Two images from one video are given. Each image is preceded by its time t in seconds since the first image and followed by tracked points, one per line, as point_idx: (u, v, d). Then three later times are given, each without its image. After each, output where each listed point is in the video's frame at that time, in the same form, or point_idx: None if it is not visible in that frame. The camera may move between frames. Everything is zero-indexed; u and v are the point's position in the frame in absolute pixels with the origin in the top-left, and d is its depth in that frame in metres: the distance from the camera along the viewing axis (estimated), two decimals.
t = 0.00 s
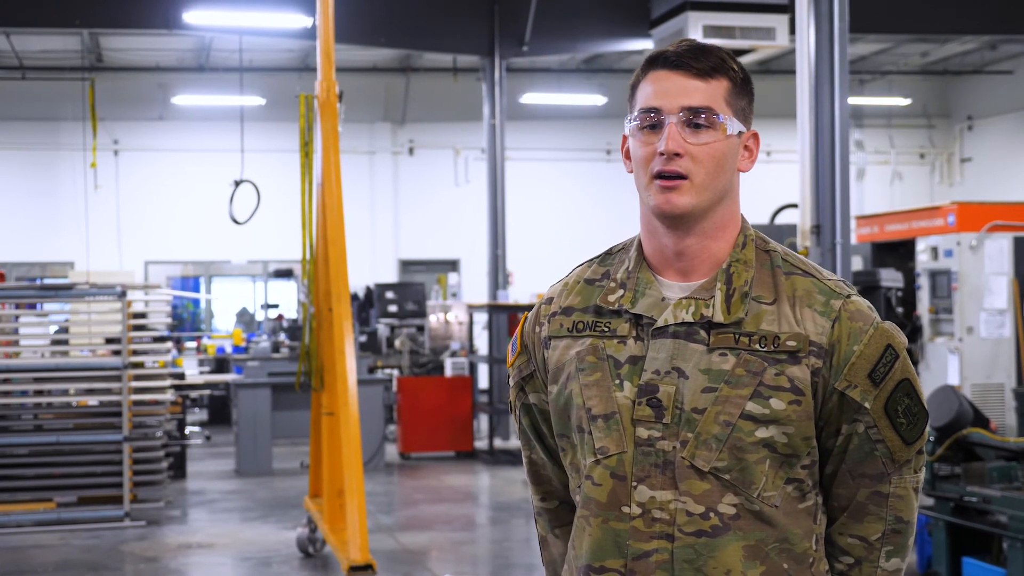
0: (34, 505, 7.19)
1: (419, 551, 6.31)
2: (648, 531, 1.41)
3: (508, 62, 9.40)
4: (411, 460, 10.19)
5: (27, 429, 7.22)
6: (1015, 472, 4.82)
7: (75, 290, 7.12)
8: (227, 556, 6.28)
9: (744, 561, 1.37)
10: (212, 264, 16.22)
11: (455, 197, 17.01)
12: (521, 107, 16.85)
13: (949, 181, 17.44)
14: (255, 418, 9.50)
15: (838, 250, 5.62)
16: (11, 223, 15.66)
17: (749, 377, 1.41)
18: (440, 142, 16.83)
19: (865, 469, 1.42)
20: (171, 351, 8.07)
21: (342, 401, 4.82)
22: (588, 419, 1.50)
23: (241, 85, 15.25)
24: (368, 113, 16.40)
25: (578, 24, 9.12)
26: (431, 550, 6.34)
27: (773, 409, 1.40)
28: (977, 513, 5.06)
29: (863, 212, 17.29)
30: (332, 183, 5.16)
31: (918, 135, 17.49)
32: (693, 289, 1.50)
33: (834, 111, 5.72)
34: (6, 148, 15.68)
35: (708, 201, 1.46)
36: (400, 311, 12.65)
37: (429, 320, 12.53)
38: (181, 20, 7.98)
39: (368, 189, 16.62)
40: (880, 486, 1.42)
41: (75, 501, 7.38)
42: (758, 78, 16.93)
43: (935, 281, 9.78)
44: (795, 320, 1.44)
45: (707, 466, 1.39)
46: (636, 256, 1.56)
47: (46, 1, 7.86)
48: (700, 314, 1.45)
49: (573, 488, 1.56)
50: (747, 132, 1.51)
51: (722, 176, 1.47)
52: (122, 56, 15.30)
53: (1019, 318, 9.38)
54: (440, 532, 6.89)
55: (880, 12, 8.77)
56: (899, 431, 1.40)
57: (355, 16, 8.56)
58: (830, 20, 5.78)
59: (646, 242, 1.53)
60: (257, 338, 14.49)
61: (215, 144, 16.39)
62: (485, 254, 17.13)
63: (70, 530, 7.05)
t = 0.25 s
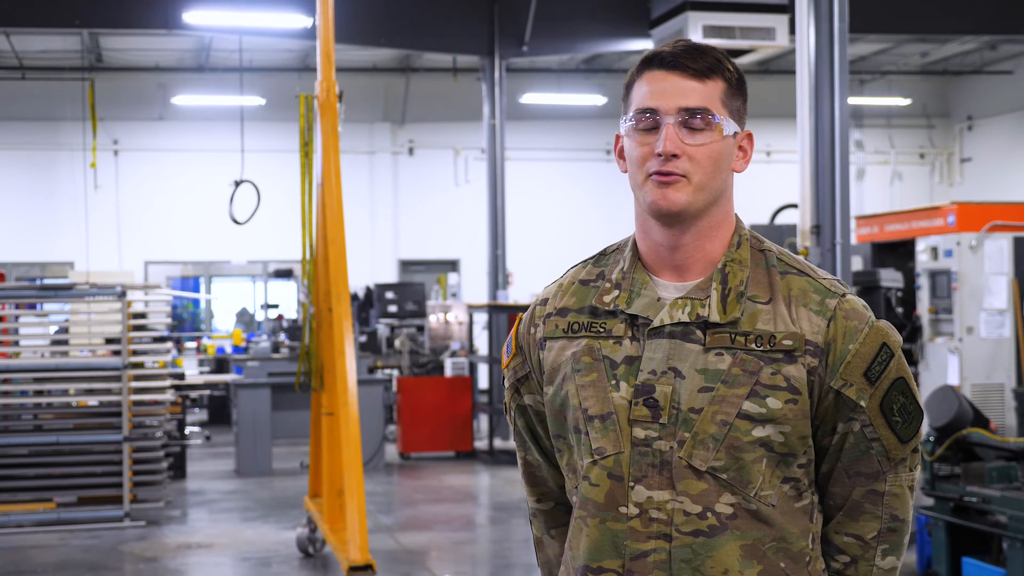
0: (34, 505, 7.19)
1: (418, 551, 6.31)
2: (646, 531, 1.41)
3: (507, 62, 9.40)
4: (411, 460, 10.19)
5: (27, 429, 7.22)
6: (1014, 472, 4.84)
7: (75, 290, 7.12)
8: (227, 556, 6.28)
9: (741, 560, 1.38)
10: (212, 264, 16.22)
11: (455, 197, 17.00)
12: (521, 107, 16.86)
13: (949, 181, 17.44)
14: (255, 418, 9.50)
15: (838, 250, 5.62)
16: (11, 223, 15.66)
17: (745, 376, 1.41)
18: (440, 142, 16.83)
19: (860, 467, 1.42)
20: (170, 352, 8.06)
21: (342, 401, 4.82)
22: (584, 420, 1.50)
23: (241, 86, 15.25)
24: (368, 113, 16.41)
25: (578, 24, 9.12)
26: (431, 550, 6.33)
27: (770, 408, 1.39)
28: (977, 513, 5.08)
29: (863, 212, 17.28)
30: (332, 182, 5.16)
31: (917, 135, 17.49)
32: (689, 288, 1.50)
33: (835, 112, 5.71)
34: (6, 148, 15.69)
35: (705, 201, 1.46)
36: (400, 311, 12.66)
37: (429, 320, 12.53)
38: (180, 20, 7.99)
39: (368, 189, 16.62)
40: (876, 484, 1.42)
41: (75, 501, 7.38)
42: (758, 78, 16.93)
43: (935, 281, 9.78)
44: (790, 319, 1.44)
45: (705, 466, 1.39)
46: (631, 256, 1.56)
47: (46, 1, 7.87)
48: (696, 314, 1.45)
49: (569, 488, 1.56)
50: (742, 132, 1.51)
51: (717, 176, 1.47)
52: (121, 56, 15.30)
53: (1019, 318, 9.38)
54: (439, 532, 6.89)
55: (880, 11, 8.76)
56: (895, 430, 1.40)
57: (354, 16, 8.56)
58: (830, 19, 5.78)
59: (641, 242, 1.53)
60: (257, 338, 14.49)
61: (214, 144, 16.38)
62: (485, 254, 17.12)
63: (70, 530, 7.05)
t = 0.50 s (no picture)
0: (34, 505, 7.19)
1: (418, 551, 6.31)
2: (656, 533, 1.40)
3: (508, 62, 9.40)
4: (410, 460, 10.20)
5: (27, 429, 7.22)
6: (1014, 472, 4.84)
7: (75, 290, 7.12)
8: (227, 556, 6.28)
9: (752, 558, 1.38)
10: (212, 264, 16.20)
11: (455, 197, 17.00)
12: (521, 108, 16.87)
13: (949, 181, 17.44)
14: (255, 418, 9.50)
15: (838, 250, 5.62)
16: (11, 223, 15.66)
17: (751, 374, 1.42)
18: (439, 142, 16.83)
19: (860, 461, 1.43)
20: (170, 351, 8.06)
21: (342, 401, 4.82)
22: (587, 423, 1.48)
23: (240, 86, 15.27)
24: (368, 113, 16.42)
25: (578, 24, 9.13)
26: (430, 550, 6.33)
27: (776, 405, 1.40)
28: (977, 513, 5.10)
29: (863, 212, 17.30)
30: (332, 182, 5.16)
31: (917, 135, 17.50)
32: (689, 289, 1.49)
33: (835, 112, 5.71)
34: (6, 148, 15.70)
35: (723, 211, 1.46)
36: (400, 311, 12.66)
37: (429, 320, 12.53)
38: (180, 20, 7.99)
39: (368, 189, 16.62)
40: (874, 477, 1.43)
41: (75, 501, 7.37)
42: (758, 78, 16.94)
43: (935, 282, 9.79)
44: (791, 316, 1.44)
45: (714, 465, 1.39)
46: (627, 258, 1.54)
47: (46, 1, 7.86)
48: (700, 313, 1.44)
49: (568, 494, 1.54)
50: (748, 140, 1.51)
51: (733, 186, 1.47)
52: (121, 56, 15.31)
53: (1019, 318, 9.39)
54: (439, 532, 6.89)
55: (880, 10, 8.77)
56: (894, 422, 1.41)
57: (354, 16, 8.57)
58: (830, 19, 5.77)
59: (641, 240, 1.51)
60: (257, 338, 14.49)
61: (214, 144, 16.37)
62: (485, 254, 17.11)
63: (70, 530, 7.05)
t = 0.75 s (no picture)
0: (34, 505, 7.19)
1: (417, 551, 6.31)
2: (673, 535, 1.40)
3: (507, 62, 9.41)
4: (410, 460, 10.20)
5: (27, 429, 7.21)
6: (1014, 472, 4.83)
7: (75, 290, 7.11)
8: (227, 556, 6.28)
9: (767, 554, 1.39)
10: (212, 264, 16.20)
11: (455, 197, 17.00)
12: (521, 107, 16.87)
13: (949, 182, 17.44)
14: (254, 418, 9.50)
15: (838, 250, 5.61)
16: (11, 223, 15.66)
17: (762, 373, 1.43)
18: (439, 142, 16.83)
19: (858, 455, 1.46)
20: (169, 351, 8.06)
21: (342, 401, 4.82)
22: (597, 428, 1.46)
23: (240, 86, 15.27)
24: (368, 113, 16.43)
25: (577, 24, 9.13)
26: (430, 550, 6.33)
27: (785, 403, 1.42)
28: (977, 513, 5.11)
29: (863, 213, 17.30)
30: (332, 182, 5.16)
31: (917, 135, 17.50)
32: (693, 290, 1.49)
33: (834, 112, 5.72)
34: (6, 148, 15.71)
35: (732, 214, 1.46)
36: (400, 311, 12.66)
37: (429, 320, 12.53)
38: (180, 20, 7.98)
39: (368, 189, 16.62)
40: (871, 471, 1.46)
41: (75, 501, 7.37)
42: (758, 78, 16.94)
43: (935, 281, 9.79)
44: (795, 314, 1.46)
45: (731, 465, 1.40)
46: (625, 260, 1.52)
47: (46, 1, 7.87)
48: (708, 314, 1.45)
49: (571, 502, 1.52)
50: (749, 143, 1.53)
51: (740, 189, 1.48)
52: (121, 56, 15.32)
53: (1018, 318, 9.39)
54: (439, 532, 6.89)
55: (880, 10, 8.77)
56: (891, 416, 1.45)
57: (354, 16, 8.57)
58: (830, 19, 5.77)
59: (646, 240, 1.50)
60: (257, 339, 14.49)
61: (214, 144, 16.37)
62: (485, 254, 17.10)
63: (69, 530, 7.05)
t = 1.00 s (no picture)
0: (34, 505, 7.19)
1: (418, 551, 6.31)
2: (674, 537, 1.40)
3: (507, 62, 9.41)
4: (410, 460, 10.21)
5: (27, 429, 7.22)
6: (1014, 472, 4.81)
7: (75, 290, 7.11)
8: (226, 557, 6.28)
9: (767, 554, 1.40)
10: (212, 264, 16.20)
11: (454, 197, 17.00)
12: (520, 107, 16.87)
13: (949, 182, 17.44)
14: (254, 418, 9.51)
15: (838, 250, 5.62)
16: (11, 223, 15.66)
17: (762, 373, 1.44)
18: (439, 142, 16.83)
19: (855, 454, 1.47)
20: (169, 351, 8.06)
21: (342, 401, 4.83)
22: (598, 430, 1.46)
23: (240, 86, 15.29)
24: (368, 113, 16.44)
25: (577, 24, 9.13)
26: (430, 550, 6.34)
27: (785, 403, 1.43)
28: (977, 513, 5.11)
29: (863, 213, 17.30)
30: (332, 182, 5.16)
31: (917, 135, 17.50)
32: (692, 289, 1.49)
33: (834, 112, 5.72)
34: (6, 148, 15.71)
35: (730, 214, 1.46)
36: (400, 311, 12.66)
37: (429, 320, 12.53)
38: (179, 20, 7.98)
39: (368, 189, 16.62)
40: (867, 470, 1.46)
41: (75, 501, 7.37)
42: (758, 78, 16.95)
43: (935, 281, 9.79)
44: (793, 313, 1.47)
45: (733, 465, 1.41)
46: (623, 261, 1.52)
47: (46, 1, 7.87)
48: (707, 314, 1.45)
49: (570, 504, 1.51)
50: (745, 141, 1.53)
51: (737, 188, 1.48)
52: (121, 56, 15.32)
53: (1018, 318, 9.39)
54: (439, 532, 6.89)
55: (879, 10, 8.77)
56: (888, 414, 1.46)
57: (354, 16, 8.57)
58: (830, 19, 5.77)
59: (644, 240, 1.50)
60: (257, 339, 14.49)
61: (214, 144, 16.37)
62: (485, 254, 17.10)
63: (69, 530, 7.05)
